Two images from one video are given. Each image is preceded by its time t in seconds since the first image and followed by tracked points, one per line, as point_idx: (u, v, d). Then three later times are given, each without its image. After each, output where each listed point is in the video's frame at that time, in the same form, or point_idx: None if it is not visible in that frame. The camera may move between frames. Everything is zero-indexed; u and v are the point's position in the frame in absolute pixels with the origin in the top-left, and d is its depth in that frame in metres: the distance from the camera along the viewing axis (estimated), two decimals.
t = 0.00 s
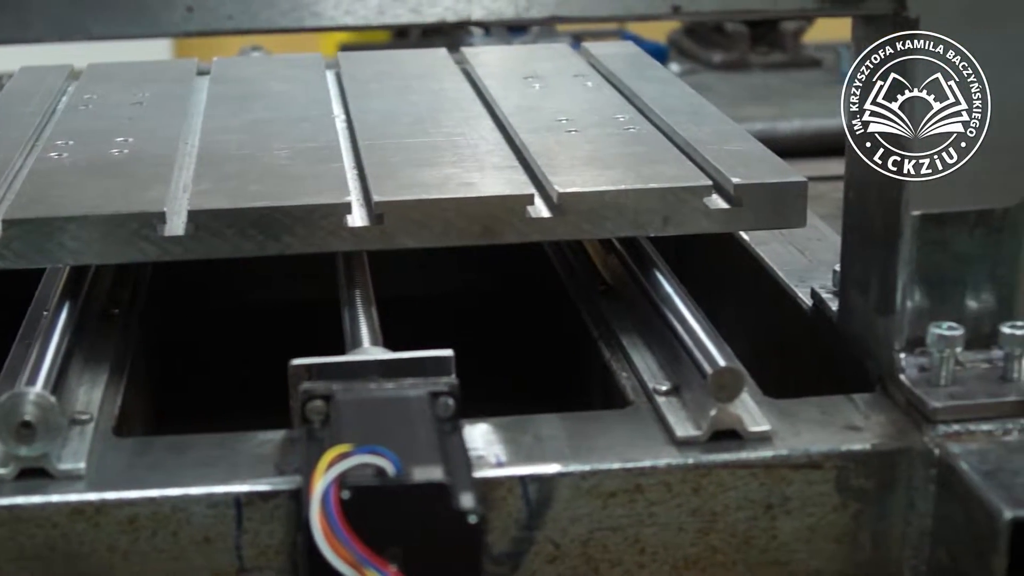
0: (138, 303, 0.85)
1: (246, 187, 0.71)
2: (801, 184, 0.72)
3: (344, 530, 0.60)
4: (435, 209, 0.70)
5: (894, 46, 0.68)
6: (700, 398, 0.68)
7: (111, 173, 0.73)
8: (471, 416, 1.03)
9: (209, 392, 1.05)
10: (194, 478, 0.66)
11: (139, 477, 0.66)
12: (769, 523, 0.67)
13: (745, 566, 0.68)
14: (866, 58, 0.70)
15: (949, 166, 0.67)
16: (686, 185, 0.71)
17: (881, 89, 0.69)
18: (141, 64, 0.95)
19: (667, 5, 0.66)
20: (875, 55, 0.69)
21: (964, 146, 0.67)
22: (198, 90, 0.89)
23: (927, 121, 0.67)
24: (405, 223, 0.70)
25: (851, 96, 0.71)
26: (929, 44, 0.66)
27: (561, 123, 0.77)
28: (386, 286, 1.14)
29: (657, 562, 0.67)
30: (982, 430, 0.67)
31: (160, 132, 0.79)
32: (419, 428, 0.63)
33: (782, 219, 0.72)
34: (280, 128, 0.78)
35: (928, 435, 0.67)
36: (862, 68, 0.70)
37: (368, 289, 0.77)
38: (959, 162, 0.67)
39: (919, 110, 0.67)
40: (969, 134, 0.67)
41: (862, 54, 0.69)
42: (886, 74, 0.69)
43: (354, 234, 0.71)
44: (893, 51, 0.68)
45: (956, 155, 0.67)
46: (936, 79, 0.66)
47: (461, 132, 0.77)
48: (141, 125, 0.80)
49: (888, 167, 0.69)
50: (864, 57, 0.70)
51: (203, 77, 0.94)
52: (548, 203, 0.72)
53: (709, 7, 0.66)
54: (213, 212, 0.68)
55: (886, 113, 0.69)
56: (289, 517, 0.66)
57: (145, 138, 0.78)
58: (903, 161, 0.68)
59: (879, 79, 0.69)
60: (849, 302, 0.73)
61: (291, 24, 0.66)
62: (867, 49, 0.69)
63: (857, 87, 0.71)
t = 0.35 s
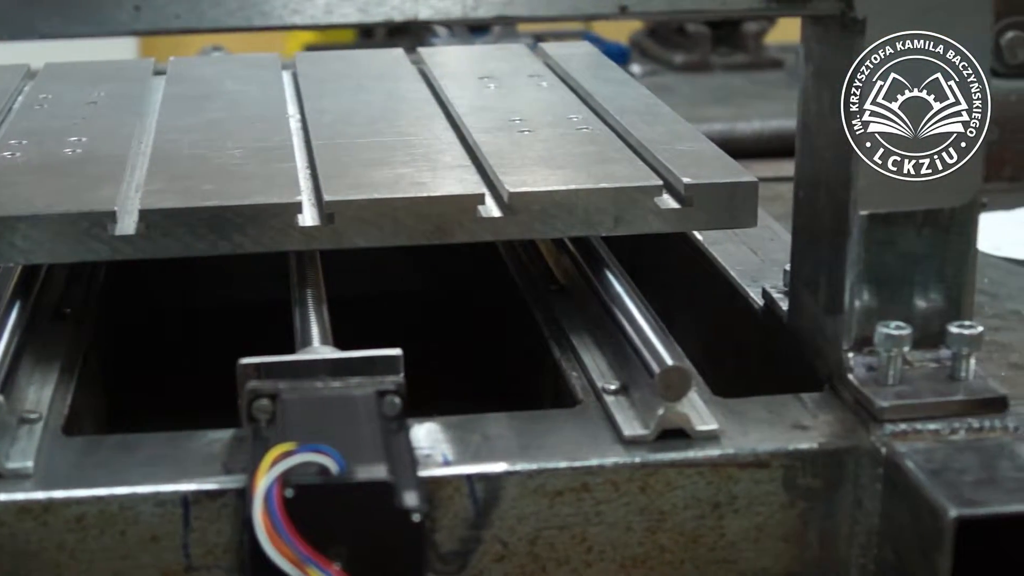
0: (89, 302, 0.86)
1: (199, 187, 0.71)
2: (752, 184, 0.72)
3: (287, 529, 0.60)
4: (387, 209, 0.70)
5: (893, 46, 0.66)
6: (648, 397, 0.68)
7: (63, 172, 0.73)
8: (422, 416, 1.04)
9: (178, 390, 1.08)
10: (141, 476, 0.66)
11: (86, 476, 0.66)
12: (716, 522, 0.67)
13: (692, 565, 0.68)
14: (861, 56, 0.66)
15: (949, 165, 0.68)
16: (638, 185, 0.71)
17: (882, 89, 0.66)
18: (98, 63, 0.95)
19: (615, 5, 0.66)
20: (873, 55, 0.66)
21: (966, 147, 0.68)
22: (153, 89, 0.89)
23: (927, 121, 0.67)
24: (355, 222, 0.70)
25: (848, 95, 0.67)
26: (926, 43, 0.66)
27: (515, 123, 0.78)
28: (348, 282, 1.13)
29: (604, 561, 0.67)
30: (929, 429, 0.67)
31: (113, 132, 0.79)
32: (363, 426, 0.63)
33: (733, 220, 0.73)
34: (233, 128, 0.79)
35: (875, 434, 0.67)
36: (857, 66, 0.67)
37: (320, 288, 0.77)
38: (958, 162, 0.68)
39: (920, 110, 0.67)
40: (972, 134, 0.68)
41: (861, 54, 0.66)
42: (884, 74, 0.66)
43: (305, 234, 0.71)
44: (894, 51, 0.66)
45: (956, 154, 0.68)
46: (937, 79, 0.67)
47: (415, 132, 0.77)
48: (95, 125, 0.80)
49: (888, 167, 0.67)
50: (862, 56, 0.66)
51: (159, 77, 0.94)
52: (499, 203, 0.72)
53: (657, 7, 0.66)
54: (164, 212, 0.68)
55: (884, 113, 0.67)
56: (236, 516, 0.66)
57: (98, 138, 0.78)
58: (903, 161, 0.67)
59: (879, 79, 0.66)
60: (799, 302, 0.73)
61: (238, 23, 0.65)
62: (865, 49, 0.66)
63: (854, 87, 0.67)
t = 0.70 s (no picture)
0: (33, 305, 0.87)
1: (143, 189, 0.71)
2: (697, 183, 0.72)
3: (222, 531, 0.60)
4: (332, 210, 0.70)
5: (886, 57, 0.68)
6: (591, 397, 0.68)
7: (9, 175, 0.73)
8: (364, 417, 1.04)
9: (136, 389, 1.09)
10: (82, 479, 0.66)
11: (27, 479, 0.66)
12: (659, 522, 0.67)
13: (635, 564, 0.68)
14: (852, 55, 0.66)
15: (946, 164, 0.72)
16: (582, 185, 0.71)
17: (881, 89, 0.67)
18: (49, 66, 0.96)
19: (555, 5, 0.66)
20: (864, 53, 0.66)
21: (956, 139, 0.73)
22: (105, 92, 0.90)
23: (927, 121, 0.69)
24: (300, 223, 0.70)
25: (848, 95, 0.67)
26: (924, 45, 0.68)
27: (464, 124, 0.78)
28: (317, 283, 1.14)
29: (547, 561, 0.67)
30: (870, 428, 0.67)
31: (61, 135, 0.79)
32: (300, 428, 0.63)
33: (679, 219, 0.73)
34: (181, 131, 0.79)
35: (817, 434, 0.67)
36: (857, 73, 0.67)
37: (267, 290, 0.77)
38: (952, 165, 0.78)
39: (919, 110, 0.69)
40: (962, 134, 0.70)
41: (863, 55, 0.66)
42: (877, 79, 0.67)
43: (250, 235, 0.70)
44: (894, 51, 0.67)
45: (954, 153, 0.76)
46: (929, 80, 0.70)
47: (364, 133, 0.77)
48: (43, 128, 0.80)
49: (888, 167, 0.68)
50: (863, 58, 0.66)
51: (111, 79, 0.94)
52: (444, 203, 0.72)
53: (596, 7, 0.66)
54: (107, 214, 0.68)
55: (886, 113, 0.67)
56: (177, 518, 0.65)
57: (45, 141, 0.78)
58: (903, 161, 0.68)
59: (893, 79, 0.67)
60: (743, 302, 0.74)
61: (176, 24, 0.65)
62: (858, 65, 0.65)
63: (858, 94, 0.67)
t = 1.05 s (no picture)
0: None
1: (90, 191, 0.71)
2: (644, 184, 0.72)
3: (158, 534, 0.60)
4: (278, 212, 0.70)
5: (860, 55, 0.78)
6: (535, 399, 0.68)
7: None
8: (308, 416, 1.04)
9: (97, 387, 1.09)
10: (23, 482, 0.65)
11: None
12: (603, 524, 0.67)
13: (579, 566, 0.67)
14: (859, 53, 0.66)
15: (944, 166, 1.12)
16: (528, 185, 0.71)
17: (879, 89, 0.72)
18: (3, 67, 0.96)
19: (496, 6, 0.66)
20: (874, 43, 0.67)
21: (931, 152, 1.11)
22: (56, 95, 0.90)
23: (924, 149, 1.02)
24: (247, 225, 0.70)
25: (849, 95, 0.69)
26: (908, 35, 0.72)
27: (412, 126, 0.78)
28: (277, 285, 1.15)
29: (491, 563, 0.67)
30: (815, 429, 0.67)
31: (10, 136, 0.79)
32: (239, 432, 0.63)
33: (626, 220, 0.73)
34: (129, 133, 0.79)
35: (761, 435, 0.67)
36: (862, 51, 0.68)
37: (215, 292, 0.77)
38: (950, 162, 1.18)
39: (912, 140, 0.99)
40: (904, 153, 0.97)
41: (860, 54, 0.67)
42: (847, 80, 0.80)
43: (197, 238, 0.70)
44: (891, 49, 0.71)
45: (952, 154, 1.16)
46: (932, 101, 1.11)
47: (313, 135, 0.77)
48: None
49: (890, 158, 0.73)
50: (863, 57, 0.68)
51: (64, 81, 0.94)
52: (391, 205, 0.72)
53: (538, 9, 0.66)
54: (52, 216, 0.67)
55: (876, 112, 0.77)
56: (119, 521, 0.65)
57: None
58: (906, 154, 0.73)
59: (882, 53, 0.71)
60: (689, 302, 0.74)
61: (116, 27, 0.65)
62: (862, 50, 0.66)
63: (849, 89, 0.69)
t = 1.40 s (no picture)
0: None
1: (45, 192, 0.71)
2: (600, 185, 0.72)
3: (105, 537, 0.59)
4: (234, 213, 0.69)
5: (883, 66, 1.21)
6: (488, 399, 0.68)
7: None
8: (261, 419, 1.06)
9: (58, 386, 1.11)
10: None
11: None
12: (556, 525, 0.67)
13: (533, 567, 0.67)
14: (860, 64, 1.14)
15: (938, 165, 1.24)
16: (485, 185, 0.71)
17: (876, 95, 1.16)
18: None
19: (447, 7, 0.66)
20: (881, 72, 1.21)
21: (930, 153, 1.23)
22: (16, 94, 0.90)
23: (925, 125, 1.22)
24: (203, 227, 0.70)
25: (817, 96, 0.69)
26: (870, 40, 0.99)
27: (371, 127, 0.78)
28: (248, 283, 1.14)
29: (444, 564, 0.67)
30: (768, 429, 0.67)
31: None
32: (189, 434, 0.61)
33: (584, 221, 0.73)
34: (86, 135, 0.79)
35: (714, 435, 0.67)
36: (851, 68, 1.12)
37: (173, 293, 0.76)
38: (953, 161, 1.26)
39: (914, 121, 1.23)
40: (895, 153, 1.21)
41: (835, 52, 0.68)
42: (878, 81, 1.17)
43: (152, 239, 0.70)
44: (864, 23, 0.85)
45: (953, 155, 1.25)
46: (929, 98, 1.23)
47: (271, 136, 0.77)
48: None
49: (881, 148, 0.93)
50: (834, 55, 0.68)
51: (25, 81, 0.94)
52: (347, 206, 0.72)
53: (489, 10, 0.67)
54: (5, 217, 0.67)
55: (875, 115, 1.17)
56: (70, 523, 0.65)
57: None
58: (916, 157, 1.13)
59: (854, 82, 1.11)
60: (645, 303, 0.74)
61: (67, 28, 0.65)
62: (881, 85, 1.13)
63: (854, 91, 1.12)
